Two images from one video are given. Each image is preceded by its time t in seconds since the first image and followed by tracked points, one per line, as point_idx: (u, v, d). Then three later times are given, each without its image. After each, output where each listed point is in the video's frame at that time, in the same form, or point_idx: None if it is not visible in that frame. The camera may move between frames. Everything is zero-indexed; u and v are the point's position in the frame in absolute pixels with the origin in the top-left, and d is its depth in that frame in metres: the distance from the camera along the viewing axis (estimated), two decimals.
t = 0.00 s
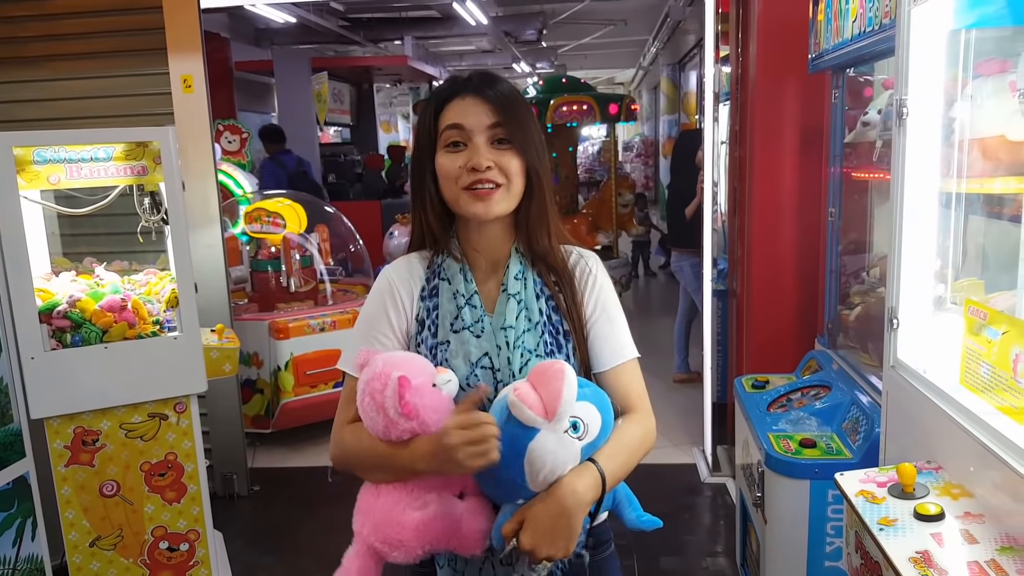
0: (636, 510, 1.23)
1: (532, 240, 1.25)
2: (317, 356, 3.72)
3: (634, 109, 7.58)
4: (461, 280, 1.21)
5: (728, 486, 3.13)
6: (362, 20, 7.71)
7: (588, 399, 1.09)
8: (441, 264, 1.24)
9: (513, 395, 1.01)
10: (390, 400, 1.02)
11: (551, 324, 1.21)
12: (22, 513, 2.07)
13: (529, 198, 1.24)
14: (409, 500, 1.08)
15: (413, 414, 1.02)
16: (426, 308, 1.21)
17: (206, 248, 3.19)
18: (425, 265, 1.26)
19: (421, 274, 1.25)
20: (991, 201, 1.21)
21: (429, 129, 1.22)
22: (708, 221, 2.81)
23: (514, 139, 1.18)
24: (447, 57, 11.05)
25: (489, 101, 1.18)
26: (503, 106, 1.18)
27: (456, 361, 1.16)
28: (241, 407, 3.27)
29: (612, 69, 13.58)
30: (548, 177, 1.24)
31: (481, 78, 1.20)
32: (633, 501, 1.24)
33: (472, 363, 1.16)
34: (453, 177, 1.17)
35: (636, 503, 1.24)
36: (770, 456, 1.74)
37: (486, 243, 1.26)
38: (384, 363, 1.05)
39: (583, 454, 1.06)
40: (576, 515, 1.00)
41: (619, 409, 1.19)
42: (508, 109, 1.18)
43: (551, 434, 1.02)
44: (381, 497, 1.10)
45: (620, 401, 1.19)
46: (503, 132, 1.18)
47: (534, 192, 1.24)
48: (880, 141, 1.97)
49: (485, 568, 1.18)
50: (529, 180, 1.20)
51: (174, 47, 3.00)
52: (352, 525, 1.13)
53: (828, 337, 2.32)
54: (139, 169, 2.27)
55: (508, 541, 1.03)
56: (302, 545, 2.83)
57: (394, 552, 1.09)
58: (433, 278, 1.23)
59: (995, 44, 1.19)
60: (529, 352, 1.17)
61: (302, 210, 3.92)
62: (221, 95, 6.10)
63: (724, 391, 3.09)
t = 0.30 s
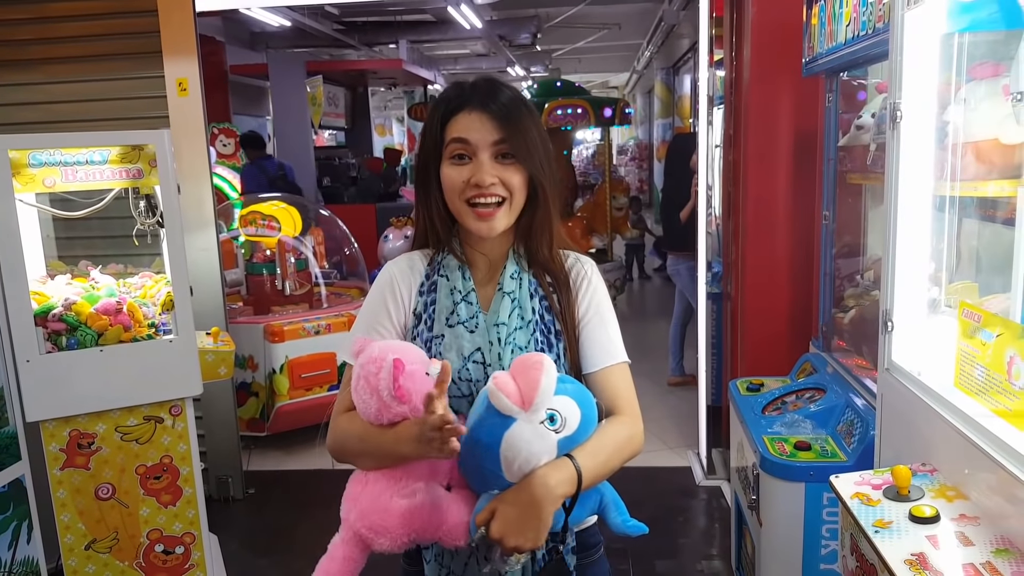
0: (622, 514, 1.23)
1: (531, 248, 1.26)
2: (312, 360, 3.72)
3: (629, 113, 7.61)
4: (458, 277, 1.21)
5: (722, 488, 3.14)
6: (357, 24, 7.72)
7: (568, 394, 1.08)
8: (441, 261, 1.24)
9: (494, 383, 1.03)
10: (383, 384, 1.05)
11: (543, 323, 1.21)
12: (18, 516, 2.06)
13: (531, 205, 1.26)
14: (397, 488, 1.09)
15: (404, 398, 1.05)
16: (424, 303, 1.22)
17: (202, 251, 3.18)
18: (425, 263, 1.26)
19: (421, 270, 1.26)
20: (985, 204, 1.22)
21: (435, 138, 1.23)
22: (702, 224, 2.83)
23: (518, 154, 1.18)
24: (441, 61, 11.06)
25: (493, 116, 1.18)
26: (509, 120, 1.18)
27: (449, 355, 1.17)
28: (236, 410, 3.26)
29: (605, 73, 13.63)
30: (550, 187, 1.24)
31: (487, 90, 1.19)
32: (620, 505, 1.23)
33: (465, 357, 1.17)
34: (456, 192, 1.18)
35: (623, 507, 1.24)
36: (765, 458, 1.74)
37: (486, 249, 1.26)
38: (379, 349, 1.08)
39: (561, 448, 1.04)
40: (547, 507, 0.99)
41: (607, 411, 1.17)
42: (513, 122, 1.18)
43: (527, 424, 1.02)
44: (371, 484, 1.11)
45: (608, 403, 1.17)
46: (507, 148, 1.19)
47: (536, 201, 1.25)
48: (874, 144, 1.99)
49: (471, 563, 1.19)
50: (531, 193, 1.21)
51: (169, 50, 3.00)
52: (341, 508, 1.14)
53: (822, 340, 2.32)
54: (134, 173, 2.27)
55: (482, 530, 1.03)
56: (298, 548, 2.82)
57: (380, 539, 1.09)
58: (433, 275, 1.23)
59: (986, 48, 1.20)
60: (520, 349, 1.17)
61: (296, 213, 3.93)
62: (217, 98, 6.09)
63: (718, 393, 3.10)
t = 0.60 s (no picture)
0: (623, 519, 1.22)
1: (532, 249, 1.27)
2: (314, 363, 3.72)
3: (629, 117, 7.62)
4: (459, 281, 1.21)
5: (724, 492, 3.14)
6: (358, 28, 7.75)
7: (563, 391, 1.09)
8: (442, 264, 1.25)
9: (488, 381, 1.02)
10: (384, 390, 1.04)
11: (543, 326, 1.22)
12: (23, 518, 2.06)
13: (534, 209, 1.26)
14: (397, 493, 1.08)
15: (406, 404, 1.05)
16: (425, 305, 1.23)
17: (205, 255, 3.19)
18: (427, 267, 1.28)
19: (423, 274, 1.27)
20: (987, 207, 1.24)
21: (441, 138, 1.24)
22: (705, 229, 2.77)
23: (522, 154, 1.19)
24: (442, 65, 11.08)
25: (499, 117, 1.19)
26: (514, 122, 1.19)
27: (449, 357, 1.17)
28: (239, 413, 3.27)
29: (605, 78, 13.65)
30: (553, 190, 1.25)
31: (491, 93, 1.21)
32: (622, 510, 1.22)
33: (464, 359, 1.16)
34: (461, 190, 1.19)
35: (625, 511, 1.22)
36: (768, 462, 1.75)
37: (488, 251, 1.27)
38: (379, 356, 1.07)
39: (557, 446, 1.05)
40: (541, 504, 1.00)
41: (608, 411, 1.18)
42: (519, 124, 1.19)
43: (520, 421, 1.03)
44: (370, 490, 1.10)
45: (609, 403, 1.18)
46: (512, 147, 1.20)
47: (539, 203, 1.25)
48: (876, 148, 2.00)
49: (471, 564, 1.19)
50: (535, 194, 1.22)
51: (174, 56, 2.98)
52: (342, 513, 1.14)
53: (825, 343, 2.32)
54: (139, 176, 2.27)
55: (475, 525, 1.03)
56: (300, 551, 2.82)
57: (382, 544, 1.09)
58: (435, 277, 1.24)
59: (989, 52, 1.22)
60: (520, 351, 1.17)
61: (300, 218, 3.96)
62: (219, 102, 6.11)
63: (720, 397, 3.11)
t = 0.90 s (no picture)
0: (643, 504, 1.26)
1: (525, 251, 1.27)
2: (320, 367, 3.73)
3: (634, 122, 7.63)
4: (453, 294, 1.21)
5: (730, 497, 3.13)
6: (364, 34, 7.78)
7: (578, 394, 1.11)
8: (434, 279, 1.25)
9: (503, 396, 1.03)
10: (389, 467, 1.01)
11: (543, 327, 1.22)
12: (30, 521, 2.07)
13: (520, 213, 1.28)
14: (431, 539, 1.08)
15: (413, 473, 1.02)
16: (420, 322, 1.22)
17: (211, 259, 3.20)
18: (419, 283, 1.27)
19: (417, 291, 1.26)
20: (995, 212, 1.24)
21: (417, 158, 1.19)
22: (710, 233, 2.85)
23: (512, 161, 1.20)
24: (447, 69, 11.11)
25: (483, 129, 1.18)
26: (496, 131, 1.19)
27: (453, 371, 1.16)
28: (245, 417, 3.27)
29: (610, 82, 13.66)
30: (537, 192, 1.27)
31: (466, 104, 1.19)
32: (640, 495, 1.27)
33: (469, 372, 1.16)
34: (461, 208, 1.16)
35: (643, 497, 1.27)
36: (774, 467, 1.74)
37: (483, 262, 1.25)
38: (376, 425, 1.04)
39: (577, 449, 1.07)
40: (571, 512, 1.00)
41: (619, 403, 1.19)
42: (500, 133, 1.19)
43: (540, 431, 1.04)
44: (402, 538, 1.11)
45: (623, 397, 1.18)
46: (501, 155, 1.19)
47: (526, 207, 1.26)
48: (883, 153, 2.00)
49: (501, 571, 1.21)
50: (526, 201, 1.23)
51: (182, 62, 3.00)
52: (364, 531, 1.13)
53: (830, 348, 2.32)
54: (147, 181, 2.29)
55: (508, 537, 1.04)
56: (305, 555, 2.82)
57: None
58: (427, 293, 1.24)
59: (997, 56, 1.24)
60: (524, 355, 1.17)
61: (306, 222, 3.98)
62: (226, 107, 6.14)
63: (726, 402, 3.10)
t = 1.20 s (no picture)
0: (647, 507, 1.28)
1: (526, 265, 1.25)
2: (324, 369, 3.73)
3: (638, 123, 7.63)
4: (457, 307, 1.20)
5: (734, 499, 3.13)
6: (367, 36, 7.80)
7: (589, 413, 1.09)
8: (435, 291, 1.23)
9: (516, 418, 1.01)
10: (400, 493, 1.00)
11: (549, 338, 1.22)
12: (35, 522, 2.08)
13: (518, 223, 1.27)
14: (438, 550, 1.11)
15: (423, 496, 1.01)
16: (424, 335, 1.20)
17: (215, 261, 3.21)
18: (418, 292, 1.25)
19: (417, 300, 1.24)
20: (998, 214, 1.28)
21: (413, 166, 1.17)
22: (714, 234, 2.76)
23: (509, 171, 1.19)
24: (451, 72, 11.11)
25: (481, 137, 1.17)
26: (495, 141, 1.18)
27: (460, 385, 1.16)
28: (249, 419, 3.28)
29: (613, 84, 13.66)
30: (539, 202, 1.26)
31: (463, 111, 1.18)
32: (643, 498, 1.28)
33: (476, 387, 1.16)
34: (458, 220, 1.16)
35: (646, 499, 1.28)
36: (778, 468, 1.74)
37: (480, 271, 1.25)
38: (383, 450, 1.02)
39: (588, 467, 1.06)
40: (582, 531, 1.02)
41: (624, 414, 1.21)
42: (499, 142, 1.18)
43: (554, 454, 1.03)
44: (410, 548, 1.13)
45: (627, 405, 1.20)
46: (499, 165, 1.19)
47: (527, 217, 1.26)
48: (887, 153, 1.99)
49: None
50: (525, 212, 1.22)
51: (187, 64, 3.01)
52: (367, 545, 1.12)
53: (835, 349, 2.32)
54: (151, 183, 2.29)
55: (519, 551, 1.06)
56: (309, 556, 2.82)
57: None
58: (430, 304, 1.22)
59: (1002, 57, 1.24)
60: (531, 369, 1.18)
61: (309, 224, 3.97)
62: (230, 110, 6.15)
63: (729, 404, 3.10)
